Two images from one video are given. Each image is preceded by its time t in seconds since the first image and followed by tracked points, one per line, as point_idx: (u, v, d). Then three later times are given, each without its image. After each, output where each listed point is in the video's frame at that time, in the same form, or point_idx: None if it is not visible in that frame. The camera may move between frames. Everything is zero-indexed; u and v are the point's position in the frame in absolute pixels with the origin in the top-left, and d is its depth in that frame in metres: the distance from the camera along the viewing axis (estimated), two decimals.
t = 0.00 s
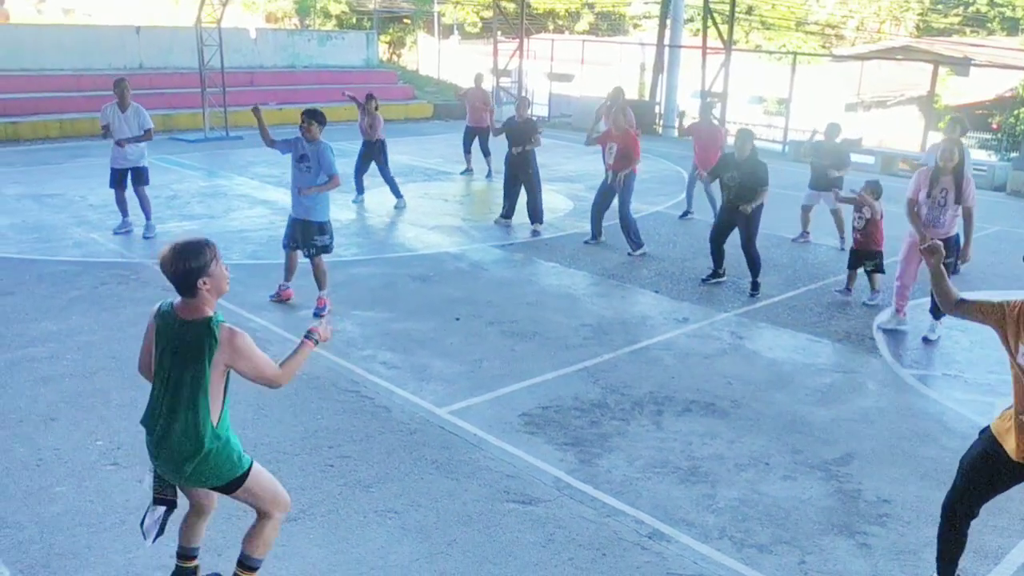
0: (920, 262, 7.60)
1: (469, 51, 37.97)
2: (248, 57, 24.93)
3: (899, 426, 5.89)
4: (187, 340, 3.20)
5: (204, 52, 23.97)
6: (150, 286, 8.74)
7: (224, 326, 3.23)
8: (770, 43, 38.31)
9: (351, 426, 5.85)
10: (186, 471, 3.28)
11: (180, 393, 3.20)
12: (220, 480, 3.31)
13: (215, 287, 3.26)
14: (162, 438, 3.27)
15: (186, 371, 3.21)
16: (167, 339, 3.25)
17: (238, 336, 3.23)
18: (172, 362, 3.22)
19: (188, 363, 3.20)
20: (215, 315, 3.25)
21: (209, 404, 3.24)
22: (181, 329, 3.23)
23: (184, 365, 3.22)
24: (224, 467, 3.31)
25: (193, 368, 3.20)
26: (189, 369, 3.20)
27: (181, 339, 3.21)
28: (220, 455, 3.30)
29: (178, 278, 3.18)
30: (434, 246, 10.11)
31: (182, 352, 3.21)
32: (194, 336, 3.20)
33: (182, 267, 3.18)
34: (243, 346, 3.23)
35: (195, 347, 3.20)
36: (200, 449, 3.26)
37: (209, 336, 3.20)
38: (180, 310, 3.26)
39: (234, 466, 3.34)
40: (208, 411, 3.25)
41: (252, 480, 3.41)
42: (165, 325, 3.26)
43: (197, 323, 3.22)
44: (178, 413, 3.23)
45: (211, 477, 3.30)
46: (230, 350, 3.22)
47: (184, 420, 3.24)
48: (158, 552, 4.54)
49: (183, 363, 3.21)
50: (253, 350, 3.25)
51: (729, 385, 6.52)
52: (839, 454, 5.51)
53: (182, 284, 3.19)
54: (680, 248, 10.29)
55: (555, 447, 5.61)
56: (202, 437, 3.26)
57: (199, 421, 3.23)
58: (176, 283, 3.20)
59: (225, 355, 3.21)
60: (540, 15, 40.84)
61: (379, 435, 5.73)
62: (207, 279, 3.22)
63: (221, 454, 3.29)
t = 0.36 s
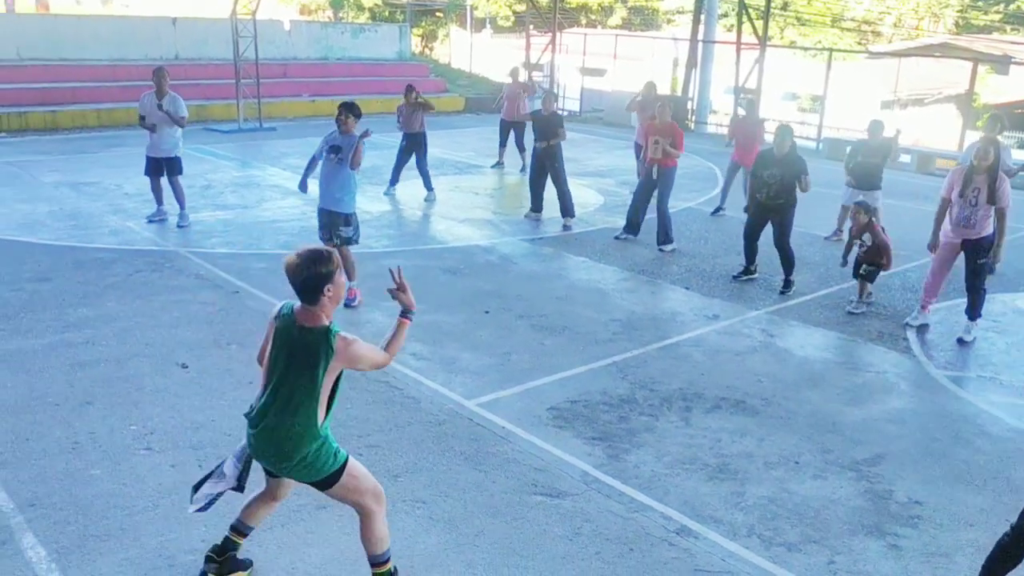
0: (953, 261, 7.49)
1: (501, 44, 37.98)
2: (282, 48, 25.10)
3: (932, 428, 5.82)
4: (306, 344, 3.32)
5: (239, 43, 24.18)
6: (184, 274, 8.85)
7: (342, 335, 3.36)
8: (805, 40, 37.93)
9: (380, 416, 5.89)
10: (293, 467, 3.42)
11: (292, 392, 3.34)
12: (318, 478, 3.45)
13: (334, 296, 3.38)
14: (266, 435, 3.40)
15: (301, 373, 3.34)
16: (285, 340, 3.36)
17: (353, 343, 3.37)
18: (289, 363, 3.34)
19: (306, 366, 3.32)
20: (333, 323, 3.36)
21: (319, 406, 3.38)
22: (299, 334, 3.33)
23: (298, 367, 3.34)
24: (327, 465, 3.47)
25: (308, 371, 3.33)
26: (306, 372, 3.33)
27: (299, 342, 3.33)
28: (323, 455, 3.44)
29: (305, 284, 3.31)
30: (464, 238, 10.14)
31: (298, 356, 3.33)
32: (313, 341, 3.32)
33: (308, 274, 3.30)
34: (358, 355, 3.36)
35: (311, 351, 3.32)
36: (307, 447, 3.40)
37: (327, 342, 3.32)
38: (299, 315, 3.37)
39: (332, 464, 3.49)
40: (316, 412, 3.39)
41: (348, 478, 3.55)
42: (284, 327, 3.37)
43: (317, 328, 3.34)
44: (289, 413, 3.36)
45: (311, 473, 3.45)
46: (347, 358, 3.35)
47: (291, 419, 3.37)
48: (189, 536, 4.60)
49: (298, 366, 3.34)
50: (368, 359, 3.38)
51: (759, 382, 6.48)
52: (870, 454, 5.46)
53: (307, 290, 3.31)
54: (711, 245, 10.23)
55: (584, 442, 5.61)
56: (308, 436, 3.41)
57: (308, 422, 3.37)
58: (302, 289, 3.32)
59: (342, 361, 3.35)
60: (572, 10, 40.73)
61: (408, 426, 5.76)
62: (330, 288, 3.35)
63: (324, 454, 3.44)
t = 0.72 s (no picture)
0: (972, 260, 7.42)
1: (528, 38, 37.92)
2: (309, 41, 25.22)
3: (962, 425, 5.77)
4: (382, 328, 3.43)
5: (267, 36, 24.33)
6: (214, 264, 8.94)
7: (415, 318, 3.46)
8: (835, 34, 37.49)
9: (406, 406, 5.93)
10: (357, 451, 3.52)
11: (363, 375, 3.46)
12: (381, 462, 3.55)
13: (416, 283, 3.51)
14: (336, 414, 3.54)
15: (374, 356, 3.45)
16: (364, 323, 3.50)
17: (424, 327, 3.45)
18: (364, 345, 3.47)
19: (378, 349, 3.43)
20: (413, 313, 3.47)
21: (388, 390, 3.48)
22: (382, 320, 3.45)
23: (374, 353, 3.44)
24: (390, 450, 3.57)
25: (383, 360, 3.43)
26: (377, 355, 3.43)
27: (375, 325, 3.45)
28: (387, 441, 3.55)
29: (388, 270, 3.44)
30: (490, 231, 10.16)
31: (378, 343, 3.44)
32: (393, 327, 3.43)
33: (396, 264, 3.43)
34: (432, 342, 3.46)
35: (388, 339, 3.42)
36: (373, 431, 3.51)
37: (400, 327, 3.43)
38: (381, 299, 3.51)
39: (395, 448, 3.59)
40: (385, 396, 3.49)
41: (407, 465, 3.66)
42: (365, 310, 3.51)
43: (395, 312, 3.46)
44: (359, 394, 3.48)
45: (376, 458, 3.55)
46: (416, 343, 3.44)
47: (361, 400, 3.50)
48: (219, 520, 4.66)
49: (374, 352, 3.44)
50: (439, 347, 3.49)
51: (787, 377, 6.45)
52: (899, 451, 5.42)
53: (394, 278, 3.44)
54: (738, 239, 10.19)
55: (610, 434, 5.62)
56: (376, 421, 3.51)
57: (377, 407, 3.49)
58: (389, 276, 3.44)
59: (412, 345, 3.43)
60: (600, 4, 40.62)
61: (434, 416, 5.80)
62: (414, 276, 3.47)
63: (388, 439, 3.54)
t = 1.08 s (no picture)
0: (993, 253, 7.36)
1: (545, 36, 37.93)
2: (327, 41, 25.33)
3: (984, 420, 5.73)
4: (374, 302, 3.63)
5: (285, 35, 24.46)
6: (233, 261, 9.00)
7: (400, 290, 3.55)
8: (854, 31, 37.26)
9: (423, 399, 5.95)
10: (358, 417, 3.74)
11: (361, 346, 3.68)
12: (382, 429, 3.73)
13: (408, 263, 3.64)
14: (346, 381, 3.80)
15: (370, 328, 3.65)
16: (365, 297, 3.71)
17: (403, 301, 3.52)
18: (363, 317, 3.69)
19: (371, 321, 3.63)
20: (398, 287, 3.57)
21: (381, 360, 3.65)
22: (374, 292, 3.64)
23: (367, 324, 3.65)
24: (390, 419, 3.72)
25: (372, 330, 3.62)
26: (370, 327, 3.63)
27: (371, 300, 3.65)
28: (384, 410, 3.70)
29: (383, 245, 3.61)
30: (507, 228, 10.18)
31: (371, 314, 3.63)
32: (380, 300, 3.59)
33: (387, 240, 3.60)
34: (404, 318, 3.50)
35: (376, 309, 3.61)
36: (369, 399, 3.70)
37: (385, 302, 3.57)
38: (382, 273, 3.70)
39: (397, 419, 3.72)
40: (381, 367, 3.67)
41: (413, 438, 3.77)
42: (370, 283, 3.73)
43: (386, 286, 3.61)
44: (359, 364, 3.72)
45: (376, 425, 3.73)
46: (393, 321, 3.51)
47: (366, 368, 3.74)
48: (239, 512, 4.69)
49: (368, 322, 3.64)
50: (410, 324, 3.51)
51: (806, 373, 6.42)
52: (920, 446, 5.38)
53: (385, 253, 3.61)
54: (756, 235, 10.15)
55: (628, 429, 5.61)
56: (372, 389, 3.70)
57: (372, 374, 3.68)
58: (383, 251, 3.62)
59: (389, 322, 3.51)
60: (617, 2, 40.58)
61: (452, 410, 5.81)
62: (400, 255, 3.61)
63: (386, 408, 3.70)
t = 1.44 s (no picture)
0: None
1: (572, 38, 37.94)
2: (355, 46, 25.54)
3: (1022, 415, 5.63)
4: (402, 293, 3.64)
5: (314, 41, 24.69)
6: (265, 263, 9.09)
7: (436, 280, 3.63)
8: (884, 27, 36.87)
9: (454, 398, 5.97)
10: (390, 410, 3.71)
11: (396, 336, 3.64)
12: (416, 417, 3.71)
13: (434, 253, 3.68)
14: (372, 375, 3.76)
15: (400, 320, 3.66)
16: (388, 292, 3.71)
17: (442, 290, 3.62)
18: (392, 310, 3.66)
19: (400, 314, 3.64)
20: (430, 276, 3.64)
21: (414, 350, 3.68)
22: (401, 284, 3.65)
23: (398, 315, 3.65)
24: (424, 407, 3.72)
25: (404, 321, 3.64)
26: (399, 319, 3.64)
27: (403, 291, 3.64)
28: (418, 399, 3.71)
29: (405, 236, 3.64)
30: (535, 227, 10.19)
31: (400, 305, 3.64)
32: (411, 290, 3.62)
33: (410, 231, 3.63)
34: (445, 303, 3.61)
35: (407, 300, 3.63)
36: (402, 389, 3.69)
37: (426, 291, 3.61)
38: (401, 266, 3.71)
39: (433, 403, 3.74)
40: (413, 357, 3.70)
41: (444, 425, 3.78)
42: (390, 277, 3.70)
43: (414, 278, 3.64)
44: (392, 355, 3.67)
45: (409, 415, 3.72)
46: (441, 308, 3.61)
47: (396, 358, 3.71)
48: (272, 508, 4.74)
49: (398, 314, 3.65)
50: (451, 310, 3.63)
51: (839, 369, 6.35)
52: (957, 441, 5.30)
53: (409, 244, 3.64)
54: (787, 233, 10.07)
55: (659, 425, 5.59)
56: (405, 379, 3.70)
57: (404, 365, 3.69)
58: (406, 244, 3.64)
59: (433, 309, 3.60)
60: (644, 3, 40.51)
61: (483, 408, 5.82)
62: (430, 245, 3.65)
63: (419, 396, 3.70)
